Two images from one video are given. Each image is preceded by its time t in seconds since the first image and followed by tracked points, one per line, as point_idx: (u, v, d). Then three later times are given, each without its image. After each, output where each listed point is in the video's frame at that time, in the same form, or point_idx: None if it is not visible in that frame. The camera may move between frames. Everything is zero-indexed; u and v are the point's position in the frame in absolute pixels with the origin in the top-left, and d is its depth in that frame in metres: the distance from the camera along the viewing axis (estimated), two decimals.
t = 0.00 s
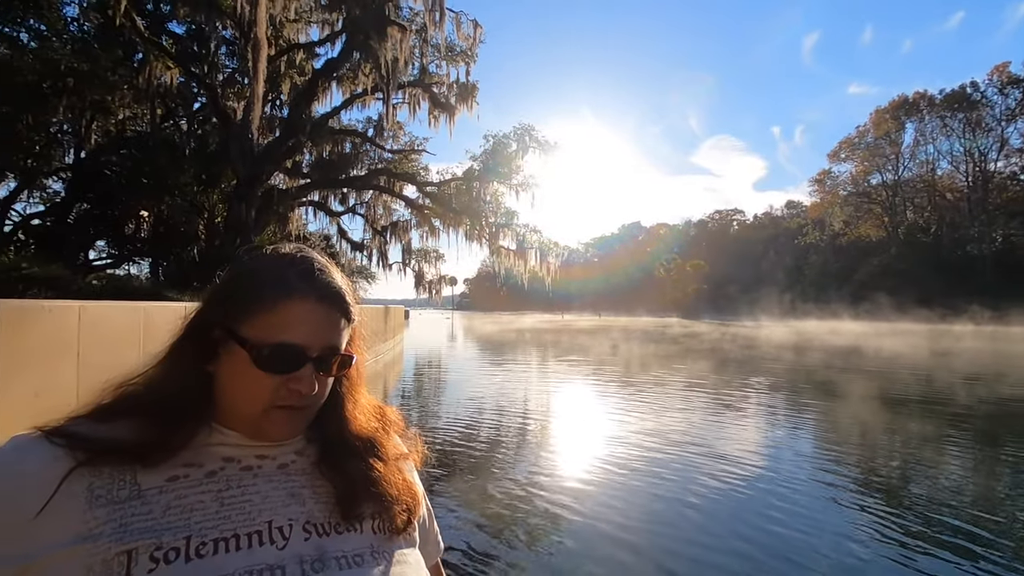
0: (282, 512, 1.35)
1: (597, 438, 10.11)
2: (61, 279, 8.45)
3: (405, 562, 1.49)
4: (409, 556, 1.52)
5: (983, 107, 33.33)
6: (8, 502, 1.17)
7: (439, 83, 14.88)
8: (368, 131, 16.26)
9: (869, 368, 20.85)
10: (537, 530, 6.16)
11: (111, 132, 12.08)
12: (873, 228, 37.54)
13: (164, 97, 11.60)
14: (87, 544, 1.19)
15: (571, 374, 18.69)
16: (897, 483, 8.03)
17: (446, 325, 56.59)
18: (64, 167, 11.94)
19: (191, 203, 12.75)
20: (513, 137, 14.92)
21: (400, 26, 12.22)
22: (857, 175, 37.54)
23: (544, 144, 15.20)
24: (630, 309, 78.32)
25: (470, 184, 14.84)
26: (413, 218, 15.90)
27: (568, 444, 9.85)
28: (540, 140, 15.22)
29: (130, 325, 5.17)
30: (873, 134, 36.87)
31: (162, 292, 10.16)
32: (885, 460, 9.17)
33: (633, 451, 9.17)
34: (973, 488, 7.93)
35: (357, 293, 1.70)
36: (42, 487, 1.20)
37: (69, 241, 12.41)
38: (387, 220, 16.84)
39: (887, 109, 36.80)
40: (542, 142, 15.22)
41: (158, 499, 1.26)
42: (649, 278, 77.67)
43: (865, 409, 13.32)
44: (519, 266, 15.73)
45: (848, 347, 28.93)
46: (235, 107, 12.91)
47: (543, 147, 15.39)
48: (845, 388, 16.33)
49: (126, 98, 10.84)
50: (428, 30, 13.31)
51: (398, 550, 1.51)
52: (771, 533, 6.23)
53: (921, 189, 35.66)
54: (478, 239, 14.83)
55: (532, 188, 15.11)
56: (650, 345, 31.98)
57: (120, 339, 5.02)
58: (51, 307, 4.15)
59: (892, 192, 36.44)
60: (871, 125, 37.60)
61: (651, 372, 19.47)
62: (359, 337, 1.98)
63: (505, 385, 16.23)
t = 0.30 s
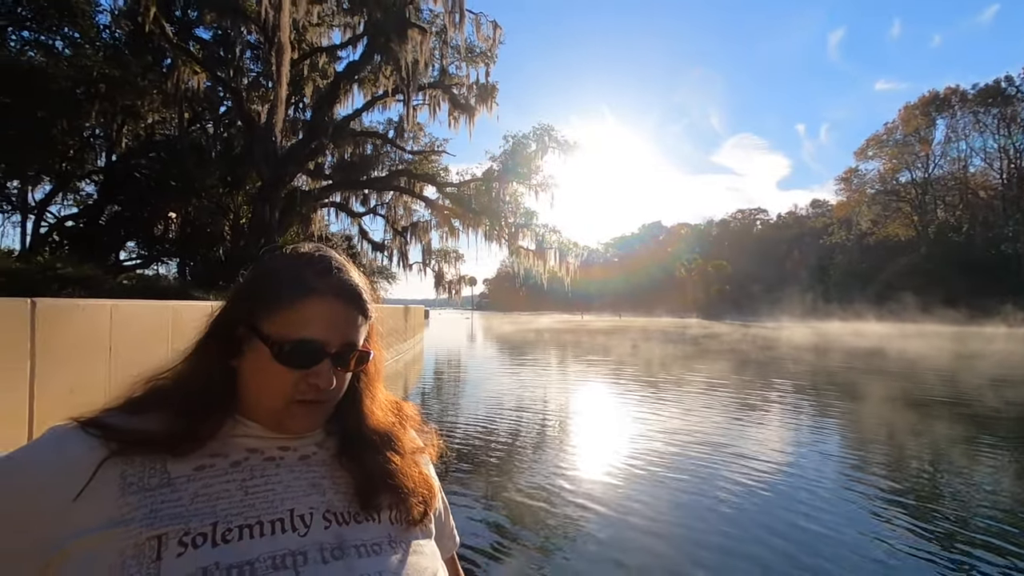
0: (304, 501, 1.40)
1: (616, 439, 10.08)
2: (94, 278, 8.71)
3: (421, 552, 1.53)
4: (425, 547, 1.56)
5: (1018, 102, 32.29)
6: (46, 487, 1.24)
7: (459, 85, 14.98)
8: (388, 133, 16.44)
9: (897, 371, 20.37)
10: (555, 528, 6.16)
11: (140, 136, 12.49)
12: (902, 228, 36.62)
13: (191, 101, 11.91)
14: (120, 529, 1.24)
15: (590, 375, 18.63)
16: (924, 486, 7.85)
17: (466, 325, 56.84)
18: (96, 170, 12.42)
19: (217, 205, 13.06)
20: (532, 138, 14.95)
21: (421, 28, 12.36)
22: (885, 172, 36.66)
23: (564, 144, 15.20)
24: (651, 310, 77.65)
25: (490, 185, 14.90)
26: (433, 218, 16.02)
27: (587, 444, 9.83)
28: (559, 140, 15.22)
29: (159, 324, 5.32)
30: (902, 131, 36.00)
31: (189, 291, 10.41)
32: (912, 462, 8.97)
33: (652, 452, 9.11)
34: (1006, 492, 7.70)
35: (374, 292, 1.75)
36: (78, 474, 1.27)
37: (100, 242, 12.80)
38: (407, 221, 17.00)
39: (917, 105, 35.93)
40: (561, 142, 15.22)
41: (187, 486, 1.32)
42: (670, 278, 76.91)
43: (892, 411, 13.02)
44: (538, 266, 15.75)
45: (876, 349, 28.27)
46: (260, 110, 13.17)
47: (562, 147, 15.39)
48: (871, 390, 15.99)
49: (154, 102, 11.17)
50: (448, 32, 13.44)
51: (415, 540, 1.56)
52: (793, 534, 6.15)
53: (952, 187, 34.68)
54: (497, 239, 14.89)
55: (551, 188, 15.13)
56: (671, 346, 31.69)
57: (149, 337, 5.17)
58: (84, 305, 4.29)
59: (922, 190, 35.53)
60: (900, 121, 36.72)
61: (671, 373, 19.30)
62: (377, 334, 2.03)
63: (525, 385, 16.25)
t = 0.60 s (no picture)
0: (333, 498, 1.44)
1: (633, 439, 10.04)
2: (120, 279, 8.95)
3: (445, 549, 1.57)
4: (450, 544, 1.60)
5: None
6: (89, 481, 1.29)
7: (475, 85, 15.05)
8: (406, 134, 16.57)
9: (921, 372, 19.97)
10: (572, 528, 6.16)
11: (163, 139, 12.78)
12: (927, 227, 35.83)
13: (213, 105, 12.12)
14: (159, 522, 1.29)
15: (606, 375, 18.56)
16: (950, 489, 7.69)
17: (481, 326, 56.96)
18: (122, 173, 12.80)
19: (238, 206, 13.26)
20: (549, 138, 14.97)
21: (437, 30, 12.45)
22: (909, 170, 35.88)
23: (580, 144, 15.18)
24: (668, 311, 77.03)
25: (506, 185, 14.94)
26: (450, 219, 16.11)
27: (603, 443, 9.80)
28: (576, 140, 15.22)
29: (183, 323, 5.43)
30: (927, 128, 35.23)
31: (211, 292, 10.61)
32: (936, 464, 8.79)
33: (669, 453, 9.05)
34: None
35: (400, 294, 1.78)
36: (120, 468, 1.32)
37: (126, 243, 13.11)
38: (424, 221, 17.11)
39: (942, 101, 35.14)
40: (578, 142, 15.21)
41: (222, 482, 1.36)
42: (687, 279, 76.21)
43: (916, 412, 12.77)
44: (554, 267, 15.75)
45: (899, 350, 27.72)
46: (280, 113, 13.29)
47: (579, 147, 15.38)
48: (894, 392, 15.70)
49: (177, 106, 11.41)
50: (465, 33, 13.53)
51: (439, 538, 1.59)
52: (814, 536, 6.07)
53: (980, 184, 33.83)
54: (514, 240, 14.92)
55: (567, 188, 15.13)
56: (688, 346, 31.42)
57: (174, 336, 5.28)
58: (113, 306, 4.40)
59: (948, 188, 34.73)
60: (925, 118, 35.92)
61: (688, 374, 19.14)
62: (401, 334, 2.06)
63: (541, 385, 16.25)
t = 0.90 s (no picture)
0: (351, 496, 1.46)
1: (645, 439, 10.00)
2: (137, 280, 9.10)
3: (461, 548, 1.58)
4: (468, 541, 1.62)
5: None
6: (115, 478, 1.32)
7: (486, 86, 15.06)
8: (416, 135, 16.64)
9: (938, 373, 19.68)
10: (583, 529, 6.15)
11: (178, 142, 12.96)
12: (944, 226, 35.25)
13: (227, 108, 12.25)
14: (182, 518, 1.31)
15: (617, 376, 18.51)
16: (969, 492, 7.58)
17: (492, 326, 56.99)
18: (138, 176, 12.99)
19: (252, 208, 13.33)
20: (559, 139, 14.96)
21: (448, 32, 12.49)
22: (926, 169, 35.28)
23: (591, 144, 15.16)
24: (679, 311, 76.56)
25: (517, 186, 14.96)
26: (460, 220, 16.16)
27: (615, 444, 9.78)
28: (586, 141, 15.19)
29: (199, 324, 5.49)
30: (944, 126, 34.66)
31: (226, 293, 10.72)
32: (954, 466, 8.67)
33: (681, 454, 9.01)
34: None
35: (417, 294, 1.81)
36: (144, 465, 1.35)
37: (142, 245, 13.32)
38: (434, 222, 17.17)
39: (960, 99, 34.54)
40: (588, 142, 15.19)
41: (243, 479, 1.39)
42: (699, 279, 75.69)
43: (932, 414, 12.60)
44: (565, 267, 15.74)
45: (915, 351, 27.35)
46: (292, 116, 13.45)
47: (590, 147, 15.35)
48: (910, 393, 15.49)
49: (192, 109, 11.47)
50: (475, 35, 13.55)
51: (456, 535, 1.61)
52: (829, 539, 6.01)
53: (998, 183, 33.23)
54: (524, 241, 14.93)
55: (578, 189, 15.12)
56: (699, 347, 31.21)
57: (190, 336, 5.35)
58: (131, 307, 4.48)
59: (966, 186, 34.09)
60: (942, 116, 35.33)
61: (700, 375, 19.02)
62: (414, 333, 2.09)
63: (552, 386, 16.24)
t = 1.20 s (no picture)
0: (366, 496, 1.48)
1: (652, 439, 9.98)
2: (146, 281, 9.19)
3: (472, 550, 1.59)
4: (479, 545, 1.63)
5: None
6: (136, 477, 1.33)
7: (492, 87, 15.08)
8: (423, 136, 16.69)
9: (947, 373, 19.54)
10: (590, 528, 6.15)
11: (186, 144, 13.02)
12: (954, 225, 34.93)
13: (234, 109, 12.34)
14: (201, 517, 1.33)
15: (624, 376, 18.46)
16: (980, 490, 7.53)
17: (498, 326, 56.91)
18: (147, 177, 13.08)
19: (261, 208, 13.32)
20: (565, 138, 14.96)
21: (455, 32, 12.53)
22: (936, 167, 34.98)
23: (597, 144, 15.16)
24: (686, 311, 76.24)
25: (523, 186, 14.97)
26: (467, 220, 16.18)
27: (621, 443, 9.77)
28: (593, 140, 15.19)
29: (208, 324, 5.52)
30: (954, 124, 34.34)
31: (234, 293, 10.77)
32: (964, 465, 8.61)
33: (688, 453, 8.99)
34: None
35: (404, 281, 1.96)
36: (163, 465, 1.36)
37: (151, 246, 13.43)
38: (441, 223, 17.20)
39: (970, 96, 34.20)
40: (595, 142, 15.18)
41: (260, 479, 1.40)
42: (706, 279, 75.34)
43: (941, 413, 12.51)
44: (571, 267, 15.73)
45: (925, 351, 27.13)
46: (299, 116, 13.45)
47: (596, 147, 15.34)
48: (919, 392, 15.39)
49: (200, 110, 11.68)
50: (481, 35, 13.59)
51: (468, 537, 1.62)
52: (837, 537, 5.99)
53: (1009, 181, 32.89)
54: (531, 240, 14.92)
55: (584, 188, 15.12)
56: (706, 346, 31.06)
57: (200, 337, 5.38)
58: (142, 307, 4.52)
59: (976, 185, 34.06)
60: (952, 113, 34.99)
61: (708, 375, 18.94)
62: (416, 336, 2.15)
63: (558, 386, 16.21)
